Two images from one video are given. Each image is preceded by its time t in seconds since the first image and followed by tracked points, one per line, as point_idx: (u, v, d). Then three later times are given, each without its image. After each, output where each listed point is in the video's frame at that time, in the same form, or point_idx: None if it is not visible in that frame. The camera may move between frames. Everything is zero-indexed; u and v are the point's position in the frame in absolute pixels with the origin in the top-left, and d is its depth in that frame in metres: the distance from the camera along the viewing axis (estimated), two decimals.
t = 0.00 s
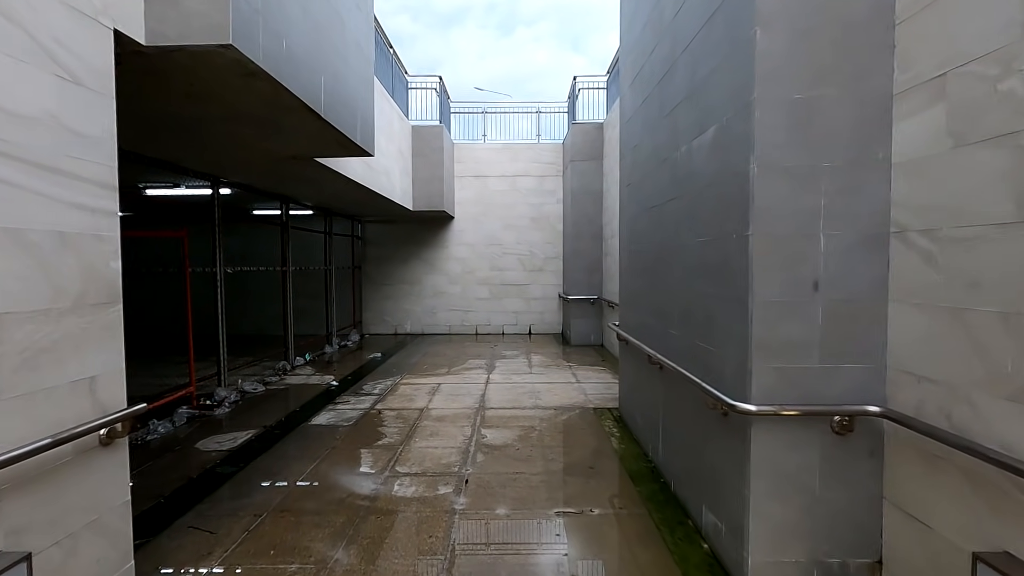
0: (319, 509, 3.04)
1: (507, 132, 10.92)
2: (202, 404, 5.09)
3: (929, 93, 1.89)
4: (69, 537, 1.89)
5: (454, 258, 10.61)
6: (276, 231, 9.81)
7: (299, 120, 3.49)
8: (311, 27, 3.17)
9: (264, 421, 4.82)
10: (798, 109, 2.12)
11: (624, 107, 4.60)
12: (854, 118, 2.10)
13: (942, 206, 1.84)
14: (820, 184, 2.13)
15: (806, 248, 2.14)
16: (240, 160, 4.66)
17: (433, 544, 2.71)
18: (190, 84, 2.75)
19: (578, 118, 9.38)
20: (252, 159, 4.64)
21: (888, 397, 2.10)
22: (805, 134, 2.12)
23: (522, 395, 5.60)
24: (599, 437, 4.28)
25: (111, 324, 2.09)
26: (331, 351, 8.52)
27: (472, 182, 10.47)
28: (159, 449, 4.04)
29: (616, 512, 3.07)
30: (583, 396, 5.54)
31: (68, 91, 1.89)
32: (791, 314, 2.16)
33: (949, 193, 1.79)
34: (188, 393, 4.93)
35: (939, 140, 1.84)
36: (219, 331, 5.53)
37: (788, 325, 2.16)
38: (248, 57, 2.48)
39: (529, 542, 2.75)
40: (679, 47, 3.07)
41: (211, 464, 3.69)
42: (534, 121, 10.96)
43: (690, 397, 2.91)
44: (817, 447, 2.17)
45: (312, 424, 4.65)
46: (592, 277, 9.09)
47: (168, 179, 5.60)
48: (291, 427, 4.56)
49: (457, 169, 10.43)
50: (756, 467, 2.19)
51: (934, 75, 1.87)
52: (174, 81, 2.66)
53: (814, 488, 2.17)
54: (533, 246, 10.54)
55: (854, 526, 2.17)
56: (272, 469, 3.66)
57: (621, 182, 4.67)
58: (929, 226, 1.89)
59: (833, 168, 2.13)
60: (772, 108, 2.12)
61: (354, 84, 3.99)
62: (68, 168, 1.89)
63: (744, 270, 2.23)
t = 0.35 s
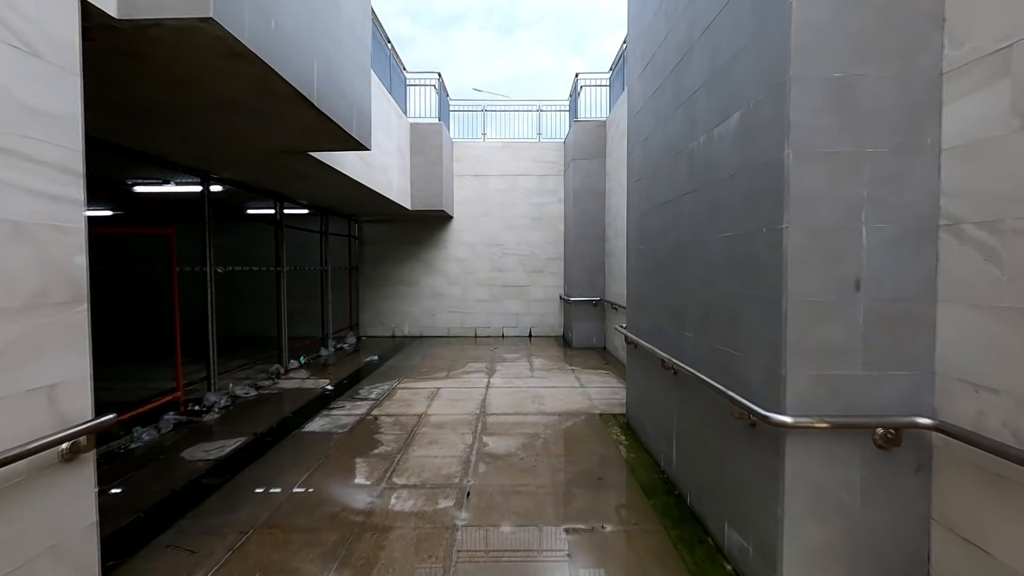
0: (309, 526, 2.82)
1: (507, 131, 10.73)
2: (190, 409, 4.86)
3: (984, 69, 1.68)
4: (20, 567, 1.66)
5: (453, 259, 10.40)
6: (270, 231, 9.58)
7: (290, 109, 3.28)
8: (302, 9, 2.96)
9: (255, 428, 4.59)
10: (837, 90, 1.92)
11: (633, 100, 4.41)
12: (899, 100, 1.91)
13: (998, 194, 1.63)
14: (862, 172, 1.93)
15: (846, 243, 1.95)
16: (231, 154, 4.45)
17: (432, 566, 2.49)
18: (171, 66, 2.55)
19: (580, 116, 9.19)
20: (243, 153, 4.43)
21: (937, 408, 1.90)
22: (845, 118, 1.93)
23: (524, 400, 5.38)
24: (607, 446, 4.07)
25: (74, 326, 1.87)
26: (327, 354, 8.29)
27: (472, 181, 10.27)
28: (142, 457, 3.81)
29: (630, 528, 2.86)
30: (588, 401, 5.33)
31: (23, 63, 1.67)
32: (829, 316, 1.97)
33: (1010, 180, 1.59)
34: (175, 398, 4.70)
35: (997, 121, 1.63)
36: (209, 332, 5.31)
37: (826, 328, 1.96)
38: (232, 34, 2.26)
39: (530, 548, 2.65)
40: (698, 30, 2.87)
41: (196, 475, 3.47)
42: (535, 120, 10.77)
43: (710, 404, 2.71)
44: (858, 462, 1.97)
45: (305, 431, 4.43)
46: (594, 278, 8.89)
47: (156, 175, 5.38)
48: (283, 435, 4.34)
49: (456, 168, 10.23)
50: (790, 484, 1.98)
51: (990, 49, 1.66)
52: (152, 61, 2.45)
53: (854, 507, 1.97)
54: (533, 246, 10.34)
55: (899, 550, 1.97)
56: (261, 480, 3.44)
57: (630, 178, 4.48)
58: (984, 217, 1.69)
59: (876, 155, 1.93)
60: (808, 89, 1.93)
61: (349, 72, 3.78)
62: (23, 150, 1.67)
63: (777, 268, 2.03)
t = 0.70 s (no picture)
0: (291, 550, 2.64)
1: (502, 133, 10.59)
2: (171, 420, 4.65)
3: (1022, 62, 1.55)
4: None
5: (446, 262, 10.22)
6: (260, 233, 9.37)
7: (275, 106, 3.12)
8: None
9: (239, 439, 4.39)
10: (860, 86, 1.79)
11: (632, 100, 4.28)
12: (927, 95, 1.77)
13: None
14: (887, 174, 1.80)
15: (871, 250, 1.81)
16: (215, 153, 4.27)
17: None
18: (145, 58, 2.38)
19: (576, 117, 9.06)
20: (228, 152, 4.26)
21: (969, 428, 1.75)
22: (868, 115, 1.79)
23: (520, 409, 5.22)
24: (607, 458, 3.91)
25: (27, 340, 1.67)
26: (317, 360, 8.10)
27: (466, 184, 10.11)
28: (117, 472, 3.60)
29: (634, 550, 2.70)
30: (585, 410, 5.17)
31: None
32: (852, 328, 1.83)
33: None
34: (156, 408, 4.49)
35: None
36: (193, 339, 5.11)
37: (849, 342, 1.82)
38: (207, 22, 2.09)
39: (526, 557, 2.63)
40: (704, 25, 2.75)
41: (173, 492, 3.27)
42: (530, 122, 10.63)
43: (720, 419, 2.56)
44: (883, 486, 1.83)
45: (291, 443, 4.24)
46: (590, 282, 8.75)
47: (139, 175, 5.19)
48: (267, 447, 4.15)
49: (450, 170, 10.07)
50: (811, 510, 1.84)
51: None
52: (123, 51, 2.27)
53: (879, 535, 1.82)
54: (528, 249, 10.19)
55: None
56: (242, 497, 3.24)
57: (629, 180, 4.35)
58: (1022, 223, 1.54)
59: (902, 155, 1.79)
60: (830, 84, 1.79)
61: (338, 68, 3.61)
62: None
63: (796, 276, 1.89)
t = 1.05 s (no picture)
0: (296, 551, 2.58)
1: (512, 128, 10.49)
2: (179, 417, 4.63)
3: None
4: None
5: (455, 259, 10.16)
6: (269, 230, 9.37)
7: (280, 98, 3.05)
8: None
9: (247, 438, 4.35)
10: (893, 70, 1.68)
11: (646, 92, 4.18)
12: (967, 79, 1.65)
13: None
14: (923, 163, 1.69)
15: (905, 244, 1.70)
16: (222, 148, 4.22)
17: None
18: (145, 47, 2.32)
19: (587, 112, 8.93)
20: (235, 147, 4.21)
21: (1009, 434, 1.64)
22: (903, 100, 1.68)
23: (529, 408, 5.14)
24: (619, 460, 3.82)
25: (20, 337, 1.61)
26: (326, 357, 8.07)
27: (475, 180, 10.03)
28: (123, 471, 3.58)
29: (648, 556, 2.61)
30: (596, 409, 5.08)
31: None
32: (884, 328, 1.72)
33: None
34: (163, 406, 4.47)
35: None
36: (200, 336, 5.08)
37: (880, 342, 1.71)
38: (208, 9, 2.03)
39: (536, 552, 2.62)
40: (722, 11, 2.64)
41: (178, 492, 3.24)
42: (540, 117, 10.52)
43: (739, 422, 2.47)
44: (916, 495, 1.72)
45: (298, 441, 4.19)
46: (601, 280, 8.63)
47: (147, 171, 5.16)
48: (275, 445, 4.11)
49: (459, 167, 9.99)
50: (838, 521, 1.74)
51: None
52: (123, 40, 2.22)
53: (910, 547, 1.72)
54: (538, 246, 10.10)
55: None
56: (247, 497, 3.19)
57: (642, 174, 4.25)
58: None
59: (940, 143, 1.68)
60: (861, 68, 1.69)
61: (344, 60, 3.54)
62: None
63: (825, 273, 1.79)
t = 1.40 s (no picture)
0: (305, 555, 2.53)
1: (520, 129, 10.44)
2: (188, 418, 4.61)
3: None
4: None
5: (463, 260, 10.12)
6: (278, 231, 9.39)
7: (289, 94, 3.02)
8: None
9: (255, 438, 4.32)
10: (928, 57, 1.60)
11: (659, 89, 4.11)
12: (1006, 65, 1.57)
13: None
14: (960, 154, 1.61)
15: (940, 238, 1.62)
16: (231, 147, 4.20)
17: None
18: (154, 42, 2.29)
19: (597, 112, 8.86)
20: (245, 146, 4.19)
21: None
22: (938, 88, 1.60)
23: (540, 410, 5.07)
24: (632, 463, 3.74)
25: (25, 335, 1.57)
26: (334, 358, 8.05)
27: (484, 181, 9.99)
28: (131, 471, 3.56)
29: (665, 563, 2.53)
30: (607, 411, 5.00)
31: None
32: (919, 326, 1.63)
33: None
34: (172, 406, 4.45)
35: None
36: (209, 336, 5.07)
37: (915, 342, 1.63)
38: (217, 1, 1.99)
39: (545, 560, 2.53)
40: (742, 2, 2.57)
41: (186, 493, 3.21)
42: (549, 118, 10.47)
43: (760, 424, 2.39)
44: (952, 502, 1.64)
45: (306, 443, 4.15)
46: (610, 281, 8.55)
47: (157, 171, 5.17)
48: (283, 447, 4.07)
49: (468, 167, 9.96)
50: (870, 528, 1.66)
51: None
52: (131, 34, 2.20)
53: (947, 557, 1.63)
54: (547, 247, 10.03)
55: None
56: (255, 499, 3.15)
57: (655, 172, 4.18)
58: None
59: (977, 133, 1.60)
60: (893, 55, 1.61)
61: (354, 57, 3.51)
62: None
63: (855, 268, 1.71)
